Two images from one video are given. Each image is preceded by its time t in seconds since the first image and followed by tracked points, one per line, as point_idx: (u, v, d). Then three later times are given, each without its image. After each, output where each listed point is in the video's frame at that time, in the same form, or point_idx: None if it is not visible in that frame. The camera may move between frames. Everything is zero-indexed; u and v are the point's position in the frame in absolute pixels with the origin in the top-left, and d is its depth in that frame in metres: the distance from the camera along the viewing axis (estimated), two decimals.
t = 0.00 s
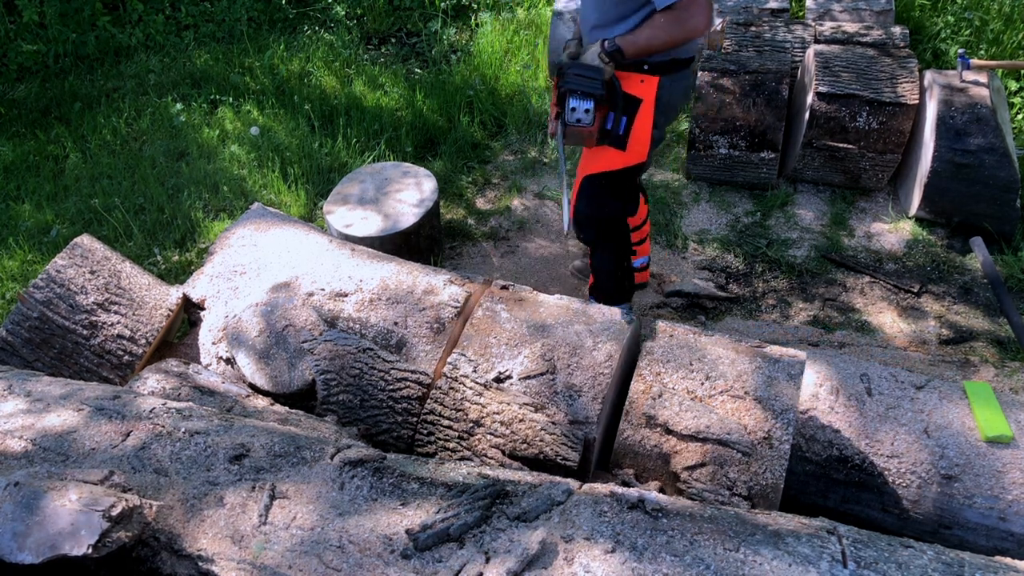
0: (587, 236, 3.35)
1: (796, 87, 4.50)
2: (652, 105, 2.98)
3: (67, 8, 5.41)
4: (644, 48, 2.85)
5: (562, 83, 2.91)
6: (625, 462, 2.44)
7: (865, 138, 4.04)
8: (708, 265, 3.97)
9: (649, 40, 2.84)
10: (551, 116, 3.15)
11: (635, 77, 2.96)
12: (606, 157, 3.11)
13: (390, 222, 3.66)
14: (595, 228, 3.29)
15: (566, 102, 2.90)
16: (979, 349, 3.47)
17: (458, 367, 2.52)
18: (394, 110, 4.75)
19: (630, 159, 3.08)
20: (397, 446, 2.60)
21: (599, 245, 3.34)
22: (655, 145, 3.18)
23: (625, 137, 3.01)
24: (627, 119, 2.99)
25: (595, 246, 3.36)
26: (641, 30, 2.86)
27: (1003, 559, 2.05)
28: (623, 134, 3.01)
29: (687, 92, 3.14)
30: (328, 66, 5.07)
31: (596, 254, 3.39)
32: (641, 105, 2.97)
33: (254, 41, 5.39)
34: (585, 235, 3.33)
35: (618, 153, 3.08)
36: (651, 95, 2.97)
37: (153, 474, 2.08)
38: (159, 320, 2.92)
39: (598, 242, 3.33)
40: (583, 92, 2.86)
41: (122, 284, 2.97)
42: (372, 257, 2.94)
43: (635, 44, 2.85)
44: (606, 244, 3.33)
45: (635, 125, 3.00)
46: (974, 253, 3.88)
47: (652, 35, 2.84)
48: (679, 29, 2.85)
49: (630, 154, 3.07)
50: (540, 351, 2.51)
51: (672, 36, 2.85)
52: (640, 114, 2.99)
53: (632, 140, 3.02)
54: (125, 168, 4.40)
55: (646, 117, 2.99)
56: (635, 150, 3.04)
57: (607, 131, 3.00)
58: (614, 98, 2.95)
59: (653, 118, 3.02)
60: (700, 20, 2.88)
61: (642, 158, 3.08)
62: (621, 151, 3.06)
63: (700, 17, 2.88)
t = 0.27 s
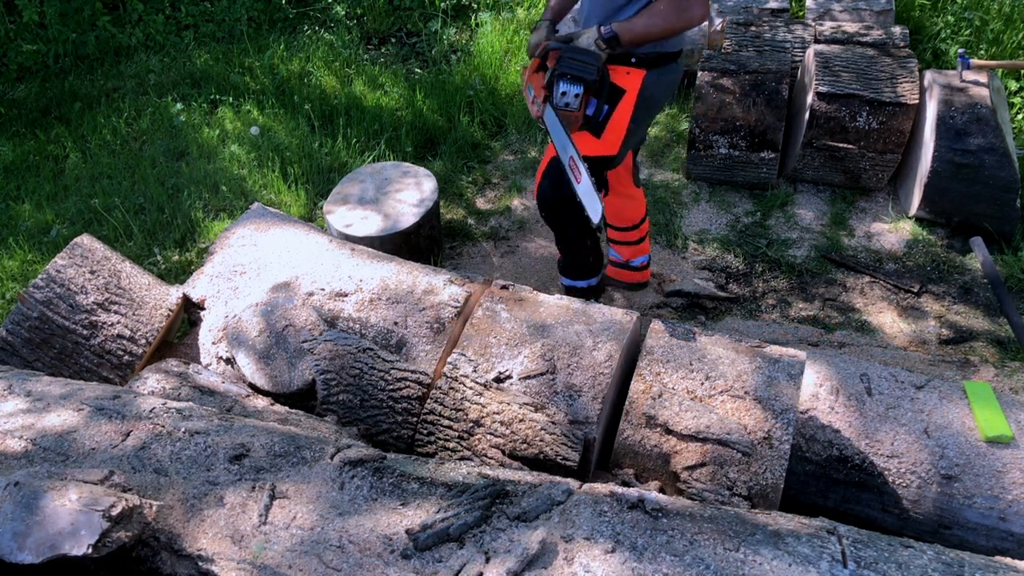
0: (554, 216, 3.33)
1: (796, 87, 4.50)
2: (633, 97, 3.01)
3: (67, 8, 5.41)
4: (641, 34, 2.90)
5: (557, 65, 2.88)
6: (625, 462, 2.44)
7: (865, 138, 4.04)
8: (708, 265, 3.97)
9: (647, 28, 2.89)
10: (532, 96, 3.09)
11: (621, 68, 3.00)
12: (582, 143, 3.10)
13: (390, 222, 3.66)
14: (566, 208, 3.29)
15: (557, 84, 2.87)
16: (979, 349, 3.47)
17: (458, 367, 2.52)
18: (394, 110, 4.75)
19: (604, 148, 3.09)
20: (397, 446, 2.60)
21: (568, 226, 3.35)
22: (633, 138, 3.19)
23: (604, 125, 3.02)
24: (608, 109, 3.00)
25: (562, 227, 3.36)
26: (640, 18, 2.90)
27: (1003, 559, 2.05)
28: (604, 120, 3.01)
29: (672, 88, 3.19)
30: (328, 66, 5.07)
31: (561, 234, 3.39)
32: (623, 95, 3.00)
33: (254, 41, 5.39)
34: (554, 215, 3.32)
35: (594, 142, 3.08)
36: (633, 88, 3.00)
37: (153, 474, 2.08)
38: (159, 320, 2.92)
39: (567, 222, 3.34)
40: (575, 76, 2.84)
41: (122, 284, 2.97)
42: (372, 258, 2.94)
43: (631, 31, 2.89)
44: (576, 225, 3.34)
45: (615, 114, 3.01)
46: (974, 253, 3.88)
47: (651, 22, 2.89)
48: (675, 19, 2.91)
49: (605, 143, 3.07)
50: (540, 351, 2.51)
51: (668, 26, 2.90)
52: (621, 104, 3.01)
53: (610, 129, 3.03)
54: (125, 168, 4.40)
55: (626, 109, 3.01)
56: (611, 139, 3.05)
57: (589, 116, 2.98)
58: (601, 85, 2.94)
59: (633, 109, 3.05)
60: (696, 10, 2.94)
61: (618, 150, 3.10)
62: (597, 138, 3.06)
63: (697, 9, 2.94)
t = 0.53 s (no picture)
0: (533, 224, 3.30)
1: (796, 87, 4.50)
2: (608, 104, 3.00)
3: (67, 8, 5.40)
4: (620, 46, 2.86)
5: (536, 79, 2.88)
6: (625, 462, 2.44)
7: (865, 138, 4.04)
8: (707, 265, 3.97)
9: (625, 39, 2.84)
10: (510, 112, 3.06)
11: (593, 77, 3.00)
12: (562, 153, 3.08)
13: (390, 222, 3.66)
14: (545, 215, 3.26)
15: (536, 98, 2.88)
16: (979, 349, 3.47)
17: (458, 367, 2.52)
18: (394, 110, 4.75)
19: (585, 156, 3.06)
20: (397, 446, 2.60)
21: (545, 231, 3.33)
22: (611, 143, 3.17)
23: (582, 134, 2.98)
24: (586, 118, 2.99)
25: (538, 234, 3.34)
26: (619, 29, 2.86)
27: (1003, 559, 2.05)
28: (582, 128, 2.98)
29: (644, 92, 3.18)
30: (328, 66, 5.07)
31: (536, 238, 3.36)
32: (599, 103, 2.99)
33: (254, 41, 5.39)
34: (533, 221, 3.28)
35: (573, 151, 3.05)
36: (606, 95, 2.99)
37: (153, 474, 2.08)
38: (159, 320, 2.92)
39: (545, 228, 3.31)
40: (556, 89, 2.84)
41: (122, 284, 2.96)
42: (372, 258, 2.94)
43: (608, 42, 2.85)
44: (553, 231, 3.33)
45: (592, 122, 2.99)
46: (974, 253, 3.88)
47: (628, 34, 2.84)
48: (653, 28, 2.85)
49: (584, 151, 3.04)
50: (540, 351, 2.51)
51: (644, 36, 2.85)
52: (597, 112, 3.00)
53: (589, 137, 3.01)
54: (125, 168, 4.40)
55: (601, 117, 3.00)
56: (590, 147, 3.03)
57: (568, 127, 2.95)
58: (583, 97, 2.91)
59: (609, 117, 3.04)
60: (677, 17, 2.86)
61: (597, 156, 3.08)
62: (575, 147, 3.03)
63: (677, 16, 2.86)
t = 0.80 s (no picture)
0: (531, 234, 3.31)
1: (796, 87, 4.50)
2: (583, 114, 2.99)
3: (67, 7, 5.40)
4: (593, 59, 2.88)
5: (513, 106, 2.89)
6: (625, 462, 2.44)
7: (865, 138, 4.04)
8: (707, 265, 3.97)
9: (596, 54, 2.86)
10: (490, 138, 3.11)
11: (565, 88, 2.97)
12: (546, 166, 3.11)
13: (390, 223, 3.66)
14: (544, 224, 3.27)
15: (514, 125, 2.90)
16: (979, 349, 3.47)
17: (458, 367, 2.52)
18: (394, 110, 4.75)
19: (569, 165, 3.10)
20: (397, 446, 2.60)
21: (545, 240, 3.33)
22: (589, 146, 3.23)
23: (563, 147, 3.02)
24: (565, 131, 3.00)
25: (534, 244, 3.36)
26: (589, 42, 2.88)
27: (1003, 559, 2.05)
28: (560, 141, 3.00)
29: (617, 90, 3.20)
30: (328, 65, 5.07)
31: (537, 247, 3.36)
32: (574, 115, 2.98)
33: (254, 41, 5.39)
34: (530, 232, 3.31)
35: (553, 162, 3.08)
36: (579, 103, 2.98)
37: (153, 474, 2.08)
38: (159, 320, 2.92)
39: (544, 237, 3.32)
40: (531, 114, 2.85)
41: (122, 284, 2.96)
42: (372, 258, 2.94)
43: (580, 56, 2.88)
44: (550, 244, 3.35)
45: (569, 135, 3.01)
46: (974, 253, 3.88)
47: (600, 48, 2.85)
48: (625, 38, 2.85)
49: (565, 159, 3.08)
50: (540, 351, 2.51)
51: (616, 47, 2.85)
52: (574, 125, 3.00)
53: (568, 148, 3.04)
54: (125, 168, 4.40)
55: (578, 125, 3.00)
56: (572, 157, 3.07)
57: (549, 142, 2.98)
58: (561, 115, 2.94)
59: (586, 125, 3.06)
60: (649, 24, 2.86)
61: (577, 162, 3.10)
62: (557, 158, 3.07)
63: (648, 23, 2.85)
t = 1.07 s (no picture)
0: (534, 229, 3.30)
1: (796, 87, 4.50)
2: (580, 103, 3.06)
3: (67, 7, 5.39)
4: (592, 53, 2.80)
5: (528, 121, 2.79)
6: (625, 462, 2.44)
7: (865, 138, 4.04)
8: (707, 265, 3.97)
9: (594, 46, 2.78)
10: (500, 154, 2.96)
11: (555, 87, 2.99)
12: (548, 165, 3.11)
13: (390, 223, 3.66)
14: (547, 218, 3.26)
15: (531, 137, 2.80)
16: (979, 349, 3.47)
17: (458, 367, 2.52)
18: (394, 110, 4.75)
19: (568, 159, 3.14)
20: (397, 446, 2.60)
21: (548, 234, 3.32)
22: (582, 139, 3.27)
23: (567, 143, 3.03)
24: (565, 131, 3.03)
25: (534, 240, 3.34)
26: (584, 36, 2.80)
27: (1003, 559, 2.05)
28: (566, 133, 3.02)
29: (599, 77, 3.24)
30: (328, 66, 5.08)
31: (539, 243, 3.35)
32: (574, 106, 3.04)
33: (254, 41, 5.39)
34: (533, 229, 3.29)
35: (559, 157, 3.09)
36: (576, 92, 3.03)
37: (153, 474, 2.08)
38: (159, 320, 2.92)
39: (547, 231, 3.32)
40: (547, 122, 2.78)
41: (122, 284, 2.96)
42: (372, 258, 2.94)
43: (580, 52, 2.79)
44: (549, 240, 3.35)
45: (570, 127, 3.04)
46: (974, 253, 3.88)
47: (597, 39, 2.78)
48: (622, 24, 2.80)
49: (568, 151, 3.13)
50: (540, 350, 2.51)
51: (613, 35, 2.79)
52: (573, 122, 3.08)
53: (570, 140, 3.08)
54: (125, 168, 4.40)
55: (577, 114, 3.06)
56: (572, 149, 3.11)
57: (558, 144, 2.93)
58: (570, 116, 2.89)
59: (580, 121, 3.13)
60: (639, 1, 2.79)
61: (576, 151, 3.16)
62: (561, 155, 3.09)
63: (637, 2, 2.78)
